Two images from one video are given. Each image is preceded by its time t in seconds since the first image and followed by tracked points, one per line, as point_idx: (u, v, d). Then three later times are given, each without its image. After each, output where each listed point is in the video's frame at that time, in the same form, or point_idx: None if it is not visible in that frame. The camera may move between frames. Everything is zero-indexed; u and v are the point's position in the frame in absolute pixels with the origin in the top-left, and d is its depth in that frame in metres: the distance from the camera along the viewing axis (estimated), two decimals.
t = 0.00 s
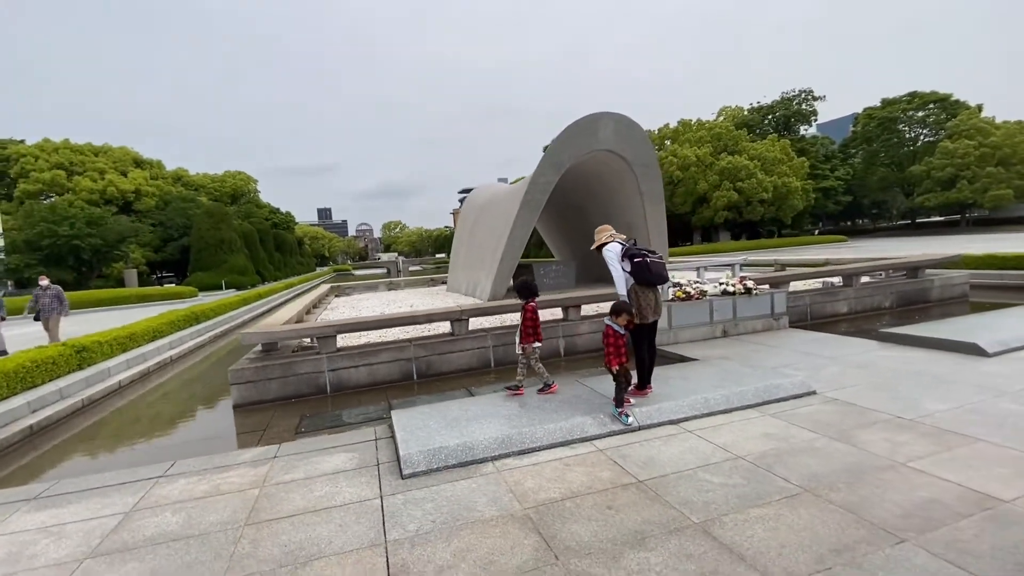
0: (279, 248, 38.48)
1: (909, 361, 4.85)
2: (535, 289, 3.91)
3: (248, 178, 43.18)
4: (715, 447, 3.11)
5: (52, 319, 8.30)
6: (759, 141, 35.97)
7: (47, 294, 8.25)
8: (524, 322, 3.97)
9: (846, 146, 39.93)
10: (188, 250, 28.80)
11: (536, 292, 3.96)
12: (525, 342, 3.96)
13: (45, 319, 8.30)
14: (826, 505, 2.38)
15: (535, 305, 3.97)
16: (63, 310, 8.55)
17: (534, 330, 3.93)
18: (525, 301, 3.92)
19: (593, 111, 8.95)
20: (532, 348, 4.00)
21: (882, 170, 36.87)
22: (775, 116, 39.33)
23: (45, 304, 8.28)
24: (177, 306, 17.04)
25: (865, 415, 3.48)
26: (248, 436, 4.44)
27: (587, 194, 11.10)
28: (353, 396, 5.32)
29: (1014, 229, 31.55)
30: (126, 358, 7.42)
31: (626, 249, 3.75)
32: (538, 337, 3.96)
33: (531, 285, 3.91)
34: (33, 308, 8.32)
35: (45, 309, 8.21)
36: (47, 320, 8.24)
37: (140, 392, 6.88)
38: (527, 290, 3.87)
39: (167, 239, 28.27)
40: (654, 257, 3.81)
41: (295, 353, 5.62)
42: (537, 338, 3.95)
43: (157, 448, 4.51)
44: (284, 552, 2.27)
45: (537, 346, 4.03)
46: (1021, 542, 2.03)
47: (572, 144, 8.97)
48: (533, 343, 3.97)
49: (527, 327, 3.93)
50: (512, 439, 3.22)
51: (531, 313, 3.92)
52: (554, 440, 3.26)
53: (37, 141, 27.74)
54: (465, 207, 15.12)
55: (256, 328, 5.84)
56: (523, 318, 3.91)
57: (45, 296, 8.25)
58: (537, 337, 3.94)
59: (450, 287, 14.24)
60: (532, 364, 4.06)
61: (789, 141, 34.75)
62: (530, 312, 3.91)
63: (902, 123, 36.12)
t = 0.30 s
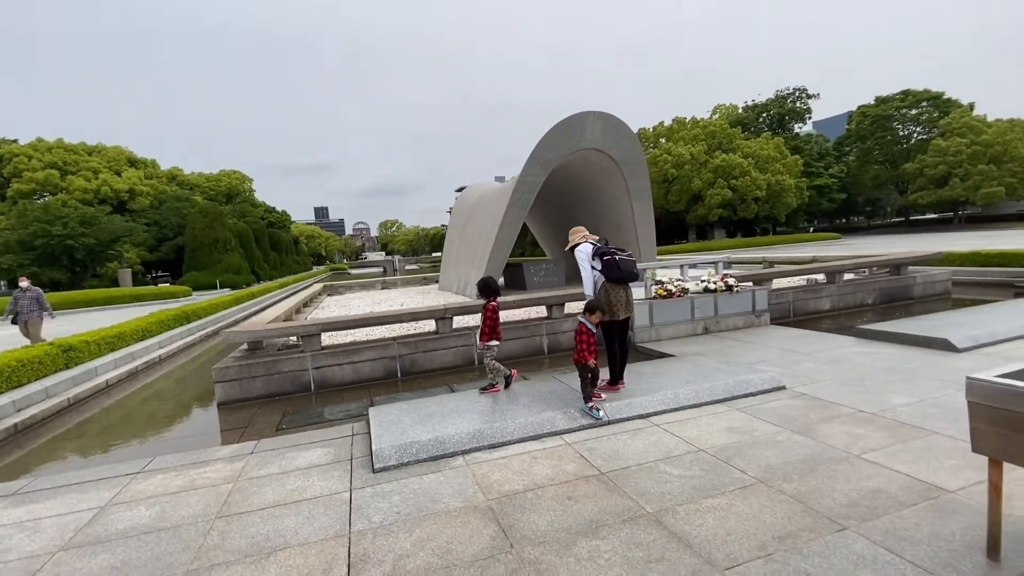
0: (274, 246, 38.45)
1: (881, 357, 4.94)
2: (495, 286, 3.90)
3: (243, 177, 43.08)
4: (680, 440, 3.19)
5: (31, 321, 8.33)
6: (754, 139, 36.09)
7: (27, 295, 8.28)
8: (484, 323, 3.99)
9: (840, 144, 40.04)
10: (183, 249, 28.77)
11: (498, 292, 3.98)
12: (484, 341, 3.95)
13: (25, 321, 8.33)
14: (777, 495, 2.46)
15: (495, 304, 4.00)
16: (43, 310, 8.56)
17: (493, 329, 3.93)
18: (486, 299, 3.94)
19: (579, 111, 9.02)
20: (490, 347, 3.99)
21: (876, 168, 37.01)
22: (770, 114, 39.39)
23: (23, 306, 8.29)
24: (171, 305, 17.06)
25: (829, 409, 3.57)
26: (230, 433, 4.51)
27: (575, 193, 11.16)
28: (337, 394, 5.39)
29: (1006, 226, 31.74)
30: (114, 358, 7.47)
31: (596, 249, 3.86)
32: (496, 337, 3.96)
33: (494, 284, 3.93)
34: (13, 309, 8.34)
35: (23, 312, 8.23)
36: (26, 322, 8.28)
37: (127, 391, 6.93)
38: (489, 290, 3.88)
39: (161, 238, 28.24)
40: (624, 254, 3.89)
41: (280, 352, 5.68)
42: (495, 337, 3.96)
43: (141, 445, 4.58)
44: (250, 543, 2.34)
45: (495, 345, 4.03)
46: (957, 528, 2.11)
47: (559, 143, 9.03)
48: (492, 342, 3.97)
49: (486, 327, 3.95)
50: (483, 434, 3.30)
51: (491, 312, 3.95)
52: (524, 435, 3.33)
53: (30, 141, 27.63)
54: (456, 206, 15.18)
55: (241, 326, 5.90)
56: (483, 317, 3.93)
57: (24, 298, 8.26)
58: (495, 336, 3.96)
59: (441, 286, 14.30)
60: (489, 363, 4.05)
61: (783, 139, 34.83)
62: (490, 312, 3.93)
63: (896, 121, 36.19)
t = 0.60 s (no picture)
0: (265, 245, 38.24)
1: (850, 352, 5.05)
2: (456, 286, 3.94)
3: (233, 176, 42.80)
4: (644, 434, 3.27)
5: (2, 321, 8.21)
6: (743, 137, 36.32)
7: None
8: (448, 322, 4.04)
9: (829, 142, 40.37)
10: (172, 248, 28.57)
11: (458, 290, 4.01)
12: (449, 340, 4.04)
13: None
14: (729, 486, 2.54)
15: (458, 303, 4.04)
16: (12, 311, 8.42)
17: (457, 328, 4.00)
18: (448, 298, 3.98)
19: (562, 111, 9.08)
20: (456, 345, 4.10)
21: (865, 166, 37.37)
22: (760, 113, 39.64)
23: None
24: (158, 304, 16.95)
25: (792, 403, 3.67)
26: (207, 431, 4.55)
27: (561, 192, 11.24)
28: (316, 392, 5.42)
29: (991, 223, 32.17)
30: (95, 358, 7.46)
31: (567, 248, 3.95)
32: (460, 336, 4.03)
33: (453, 283, 3.94)
34: None
35: None
36: None
37: (108, 391, 6.91)
38: (448, 288, 3.90)
39: (150, 237, 28.04)
40: (594, 253, 3.97)
41: (260, 350, 5.71)
42: (459, 336, 4.03)
43: (117, 444, 4.60)
44: (214, 537, 2.39)
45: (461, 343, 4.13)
46: (895, 516, 2.19)
47: (542, 143, 9.09)
48: (456, 340, 4.05)
49: (450, 326, 4.01)
50: (452, 430, 3.36)
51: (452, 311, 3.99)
52: (492, 430, 3.40)
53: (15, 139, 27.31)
54: (444, 205, 15.21)
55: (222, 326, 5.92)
56: (445, 317, 3.98)
57: None
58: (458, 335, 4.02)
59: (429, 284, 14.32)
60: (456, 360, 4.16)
61: (773, 137, 35.06)
62: (453, 311, 3.97)
63: (884, 120, 36.53)
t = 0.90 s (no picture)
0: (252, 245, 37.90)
1: (818, 349, 5.14)
2: (408, 289, 3.97)
3: (220, 176, 42.36)
4: (605, 431, 3.31)
5: None
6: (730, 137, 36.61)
7: None
8: (400, 324, 4.06)
9: (815, 142, 40.80)
10: (157, 249, 28.22)
11: (410, 293, 4.04)
12: (400, 343, 4.04)
13: None
14: (680, 482, 2.59)
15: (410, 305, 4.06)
16: None
17: (408, 330, 4.01)
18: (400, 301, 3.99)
19: (542, 111, 9.12)
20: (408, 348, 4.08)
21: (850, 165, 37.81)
22: (746, 112, 39.96)
23: None
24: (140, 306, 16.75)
25: (754, 399, 3.73)
26: (176, 432, 4.53)
27: (543, 192, 11.27)
28: (289, 393, 5.41)
29: (973, 222, 32.69)
30: (69, 360, 7.37)
31: (534, 249, 3.99)
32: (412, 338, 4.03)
33: (405, 286, 3.99)
34: None
35: None
36: None
37: (81, 394, 6.83)
38: (400, 290, 3.93)
39: (134, 238, 27.69)
40: (561, 253, 4.00)
41: (234, 352, 5.68)
42: (411, 339, 4.03)
43: (85, 447, 4.56)
44: (165, 539, 2.39)
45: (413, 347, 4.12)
46: (834, 509, 2.25)
47: (522, 143, 9.12)
48: (409, 343, 4.05)
49: (401, 328, 4.02)
50: (416, 430, 3.38)
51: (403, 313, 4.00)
52: (457, 429, 3.42)
53: None
54: (429, 205, 15.18)
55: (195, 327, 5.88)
56: (396, 319, 3.99)
57: None
58: (410, 337, 4.03)
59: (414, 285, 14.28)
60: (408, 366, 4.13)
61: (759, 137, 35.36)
62: (404, 313, 3.98)
63: (869, 119, 36.97)
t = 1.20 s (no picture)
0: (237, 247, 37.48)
1: (783, 350, 5.23)
2: (358, 295, 3.99)
3: (203, 177, 41.82)
4: (564, 435, 3.35)
5: None
6: (715, 137, 36.99)
7: None
8: (349, 330, 4.06)
9: (798, 142, 41.32)
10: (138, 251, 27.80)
11: (360, 299, 4.03)
12: (348, 349, 4.04)
13: None
14: (629, 485, 2.63)
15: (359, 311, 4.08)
16: None
17: (356, 336, 4.03)
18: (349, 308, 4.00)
19: (519, 114, 9.15)
20: (355, 355, 4.10)
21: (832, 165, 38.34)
22: (731, 113, 40.35)
23: None
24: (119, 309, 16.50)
25: (713, 401, 3.80)
26: (141, 439, 4.49)
27: (523, 193, 11.30)
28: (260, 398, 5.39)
29: (952, 221, 33.32)
30: (39, 366, 7.27)
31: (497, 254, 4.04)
32: (359, 344, 4.05)
33: (353, 292, 3.98)
34: None
35: None
36: None
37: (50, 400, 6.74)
38: (349, 297, 3.94)
39: (115, 240, 27.25)
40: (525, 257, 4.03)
41: (204, 357, 5.64)
42: (359, 345, 4.06)
43: (48, 455, 4.51)
44: (113, 549, 2.39)
45: (363, 353, 4.13)
46: (773, 511, 2.30)
47: (500, 146, 9.14)
48: (358, 349, 4.07)
49: (349, 334, 4.02)
50: (377, 436, 3.39)
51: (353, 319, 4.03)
52: (418, 435, 3.44)
53: None
54: (412, 206, 15.14)
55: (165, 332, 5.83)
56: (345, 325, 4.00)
57: None
58: (359, 343, 4.05)
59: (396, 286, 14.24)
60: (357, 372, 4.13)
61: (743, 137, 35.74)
62: (353, 319, 4.00)
63: (850, 120, 37.51)
